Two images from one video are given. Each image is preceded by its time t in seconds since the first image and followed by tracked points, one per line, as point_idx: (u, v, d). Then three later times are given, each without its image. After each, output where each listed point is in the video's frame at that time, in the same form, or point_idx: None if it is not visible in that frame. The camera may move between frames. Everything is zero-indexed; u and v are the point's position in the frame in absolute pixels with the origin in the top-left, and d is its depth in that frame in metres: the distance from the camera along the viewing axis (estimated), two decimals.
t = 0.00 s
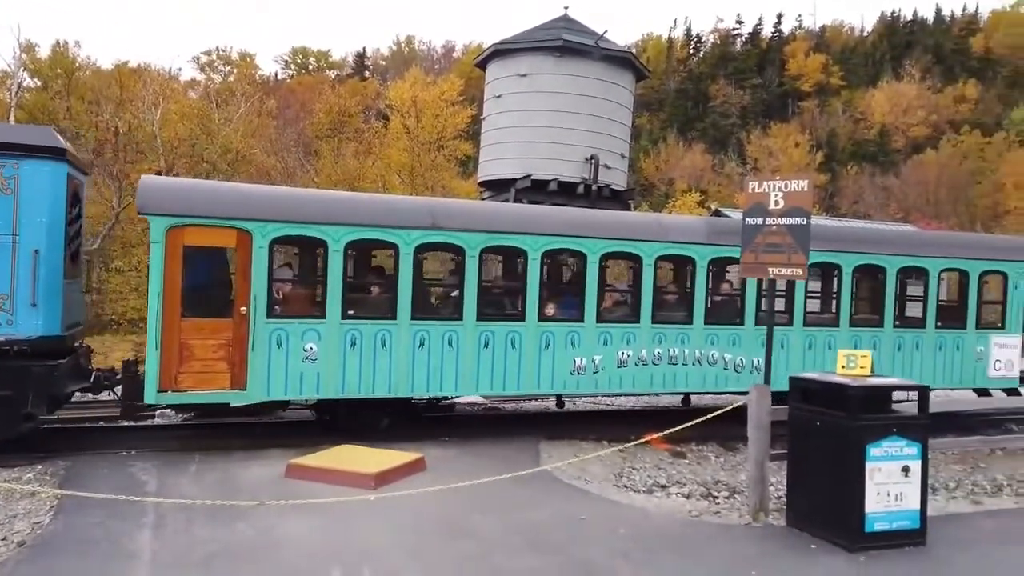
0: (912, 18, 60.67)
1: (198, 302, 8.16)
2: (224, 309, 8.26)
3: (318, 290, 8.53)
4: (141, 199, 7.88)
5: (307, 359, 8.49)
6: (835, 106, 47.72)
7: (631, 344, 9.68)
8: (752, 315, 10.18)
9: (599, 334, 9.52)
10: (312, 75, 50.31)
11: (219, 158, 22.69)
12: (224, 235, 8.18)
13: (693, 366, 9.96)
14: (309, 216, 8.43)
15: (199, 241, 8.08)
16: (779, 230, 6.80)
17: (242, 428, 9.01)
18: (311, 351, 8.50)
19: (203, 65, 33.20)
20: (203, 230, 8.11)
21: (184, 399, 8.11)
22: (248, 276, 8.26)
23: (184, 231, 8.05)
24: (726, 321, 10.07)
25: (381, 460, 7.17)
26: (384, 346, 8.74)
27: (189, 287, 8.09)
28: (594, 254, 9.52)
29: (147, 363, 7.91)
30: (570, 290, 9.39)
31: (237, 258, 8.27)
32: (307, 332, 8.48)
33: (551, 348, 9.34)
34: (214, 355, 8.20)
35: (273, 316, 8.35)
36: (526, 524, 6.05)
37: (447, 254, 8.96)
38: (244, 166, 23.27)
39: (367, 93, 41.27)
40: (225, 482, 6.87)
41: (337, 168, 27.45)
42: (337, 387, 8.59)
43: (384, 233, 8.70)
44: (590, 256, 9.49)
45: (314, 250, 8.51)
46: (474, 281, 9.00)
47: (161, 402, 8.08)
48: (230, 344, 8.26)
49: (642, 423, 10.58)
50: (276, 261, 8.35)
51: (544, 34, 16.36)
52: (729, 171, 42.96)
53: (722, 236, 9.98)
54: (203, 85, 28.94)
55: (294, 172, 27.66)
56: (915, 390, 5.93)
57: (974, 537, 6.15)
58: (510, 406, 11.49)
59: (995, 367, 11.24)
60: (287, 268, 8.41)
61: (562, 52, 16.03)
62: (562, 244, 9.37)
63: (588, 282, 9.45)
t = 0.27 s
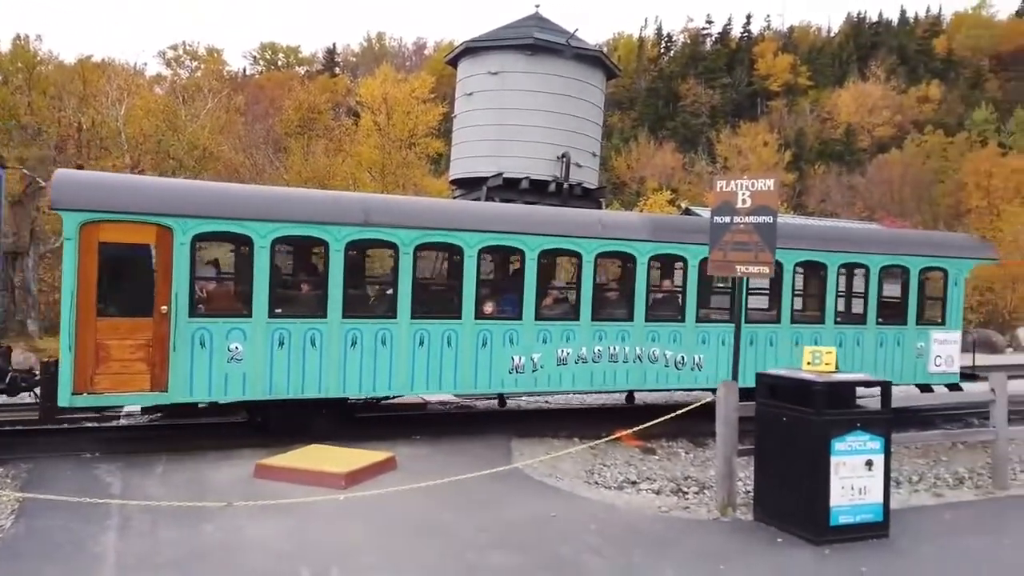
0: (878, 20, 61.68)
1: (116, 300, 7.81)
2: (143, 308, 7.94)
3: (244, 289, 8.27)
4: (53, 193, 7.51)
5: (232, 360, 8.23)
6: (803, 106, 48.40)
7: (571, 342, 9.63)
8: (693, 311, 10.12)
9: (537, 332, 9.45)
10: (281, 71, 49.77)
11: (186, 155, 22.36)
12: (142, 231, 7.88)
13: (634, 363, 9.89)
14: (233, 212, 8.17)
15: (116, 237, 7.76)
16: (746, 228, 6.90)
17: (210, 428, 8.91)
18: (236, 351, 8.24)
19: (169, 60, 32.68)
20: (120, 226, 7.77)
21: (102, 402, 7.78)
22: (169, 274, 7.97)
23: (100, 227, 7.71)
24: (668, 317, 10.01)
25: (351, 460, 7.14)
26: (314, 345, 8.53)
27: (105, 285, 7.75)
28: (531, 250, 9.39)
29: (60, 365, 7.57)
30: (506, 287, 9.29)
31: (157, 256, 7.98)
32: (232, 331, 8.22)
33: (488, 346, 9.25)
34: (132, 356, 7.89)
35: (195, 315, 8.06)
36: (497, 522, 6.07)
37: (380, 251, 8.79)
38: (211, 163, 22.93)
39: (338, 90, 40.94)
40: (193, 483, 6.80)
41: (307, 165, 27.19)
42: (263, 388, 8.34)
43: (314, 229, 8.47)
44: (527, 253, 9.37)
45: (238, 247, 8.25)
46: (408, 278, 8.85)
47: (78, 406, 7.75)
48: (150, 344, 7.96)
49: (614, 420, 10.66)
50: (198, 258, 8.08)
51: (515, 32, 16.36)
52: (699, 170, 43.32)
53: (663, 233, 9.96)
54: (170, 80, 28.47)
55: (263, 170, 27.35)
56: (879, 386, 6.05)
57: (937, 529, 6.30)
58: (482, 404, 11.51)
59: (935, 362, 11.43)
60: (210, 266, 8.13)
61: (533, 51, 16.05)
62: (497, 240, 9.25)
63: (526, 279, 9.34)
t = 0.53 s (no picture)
0: (856, 23, 62.40)
1: (40, 300, 7.48)
2: (69, 308, 7.61)
3: (177, 287, 8.00)
4: None
5: (165, 360, 7.94)
6: (784, 107, 48.82)
7: (521, 341, 9.52)
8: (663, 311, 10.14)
9: (486, 332, 9.32)
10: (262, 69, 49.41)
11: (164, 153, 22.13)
12: (69, 228, 7.57)
13: (586, 363, 9.82)
14: (165, 208, 7.90)
15: (41, 234, 7.45)
16: (727, 228, 6.94)
17: (190, 430, 8.83)
18: (170, 351, 7.96)
19: (148, 58, 32.32)
20: (45, 221, 7.45)
21: (28, 405, 7.44)
22: (97, 272, 7.67)
23: (23, 223, 7.38)
24: (622, 316, 9.99)
25: (333, 460, 7.11)
26: (252, 345, 8.28)
27: (29, 284, 7.42)
28: (541, 251, 9.55)
29: None
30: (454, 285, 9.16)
31: (85, 253, 7.67)
32: (165, 331, 7.94)
33: (436, 345, 9.09)
34: (59, 357, 7.55)
35: (126, 315, 7.79)
36: (480, 522, 6.06)
37: (323, 249, 8.57)
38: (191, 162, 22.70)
39: (319, 89, 40.72)
40: (172, 485, 6.73)
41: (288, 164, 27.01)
42: (199, 390, 8.06)
43: (251, 226, 8.22)
44: (537, 254, 9.52)
45: (171, 244, 7.98)
46: (352, 276, 8.64)
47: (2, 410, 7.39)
48: (78, 345, 7.63)
49: (596, 419, 10.70)
50: (129, 256, 7.80)
51: (498, 31, 16.36)
52: (681, 170, 43.54)
53: (616, 230, 9.94)
54: (148, 78, 28.16)
55: (244, 168, 27.15)
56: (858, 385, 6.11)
57: (915, 525, 6.39)
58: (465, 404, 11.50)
59: (892, 361, 11.39)
60: (140, 263, 7.84)
61: (516, 51, 16.05)
62: (505, 240, 9.39)
63: (476, 278, 9.21)
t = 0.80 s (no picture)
0: (853, 23, 62.56)
1: None
2: (13, 307, 7.39)
3: (126, 286, 7.81)
4: None
5: (113, 361, 7.73)
6: (780, 107, 48.91)
7: (485, 341, 9.34)
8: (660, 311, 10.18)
9: (448, 331, 9.15)
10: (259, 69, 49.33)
11: (161, 152, 22.05)
12: (12, 224, 7.34)
13: (552, 364, 9.65)
14: (113, 204, 7.69)
15: None
16: (724, 228, 6.94)
17: (187, 430, 8.81)
18: (117, 352, 7.76)
19: (144, 57, 32.24)
20: None
21: None
22: (41, 270, 7.45)
23: None
24: (588, 316, 9.81)
25: (330, 460, 7.10)
26: (204, 346, 8.08)
27: None
28: (503, 250, 9.35)
29: None
30: (415, 284, 9.00)
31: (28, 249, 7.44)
32: (113, 331, 7.74)
33: (396, 345, 8.92)
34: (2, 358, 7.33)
35: (72, 315, 7.58)
36: (476, 522, 6.06)
37: (276, 247, 8.37)
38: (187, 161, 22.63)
39: (315, 89, 40.65)
40: (169, 485, 6.72)
41: (285, 163, 26.97)
42: (149, 391, 7.89)
43: (202, 223, 8.02)
44: (499, 252, 9.32)
45: (120, 241, 7.78)
46: (308, 274, 8.47)
47: None
48: (21, 345, 7.41)
49: (594, 419, 10.71)
50: (73, 253, 7.58)
51: (495, 31, 16.35)
52: (678, 170, 43.58)
53: (583, 228, 9.74)
54: (144, 77, 28.10)
55: (240, 167, 27.11)
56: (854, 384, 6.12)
57: (911, 525, 6.40)
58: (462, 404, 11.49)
59: (866, 361, 11.40)
60: (87, 260, 7.62)
61: (512, 50, 16.05)
62: (470, 239, 9.23)
63: (435, 277, 9.06)
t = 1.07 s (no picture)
0: (858, 23, 62.42)
1: None
2: None
3: (83, 284, 7.67)
4: None
5: (68, 361, 7.58)
6: (785, 107, 48.81)
7: (457, 341, 9.27)
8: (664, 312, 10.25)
9: (418, 331, 9.07)
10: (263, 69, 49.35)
11: (166, 153, 22.06)
12: None
13: (525, 364, 9.60)
14: (69, 200, 7.55)
15: None
16: (730, 228, 6.93)
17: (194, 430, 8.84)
18: (73, 352, 7.60)
19: (150, 57, 32.28)
20: None
21: None
22: None
23: None
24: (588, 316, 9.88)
25: (336, 460, 7.11)
26: (163, 346, 7.95)
27: None
28: (475, 248, 9.31)
29: None
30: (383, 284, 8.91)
31: None
32: (69, 330, 7.59)
33: (364, 345, 8.82)
34: None
35: (26, 313, 7.43)
36: (482, 521, 6.06)
37: (238, 245, 8.25)
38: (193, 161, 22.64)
39: (320, 89, 40.65)
40: (175, 484, 6.74)
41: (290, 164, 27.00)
42: (107, 392, 7.73)
43: (161, 220, 7.89)
44: (471, 251, 9.29)
45: (77, 239, 7.65)
46: (272, 273, 8.36)
47: None
48: None
49: (599, 419, 10.71)
50: (27, 250, 7.43)
51: (500, 31, 16.34)
52: (683, 170, 43.50)
53: (556, 225, 9.74)
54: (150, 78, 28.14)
55: (245, 168, 27.16)
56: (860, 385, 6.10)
57: (918, 525, 6.39)
58: (467, 405, 11.49)
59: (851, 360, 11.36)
60: (42, 258, 7.49)
61: (517, 50, 16.04)
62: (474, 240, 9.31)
63: (406, 276, 8.98)
